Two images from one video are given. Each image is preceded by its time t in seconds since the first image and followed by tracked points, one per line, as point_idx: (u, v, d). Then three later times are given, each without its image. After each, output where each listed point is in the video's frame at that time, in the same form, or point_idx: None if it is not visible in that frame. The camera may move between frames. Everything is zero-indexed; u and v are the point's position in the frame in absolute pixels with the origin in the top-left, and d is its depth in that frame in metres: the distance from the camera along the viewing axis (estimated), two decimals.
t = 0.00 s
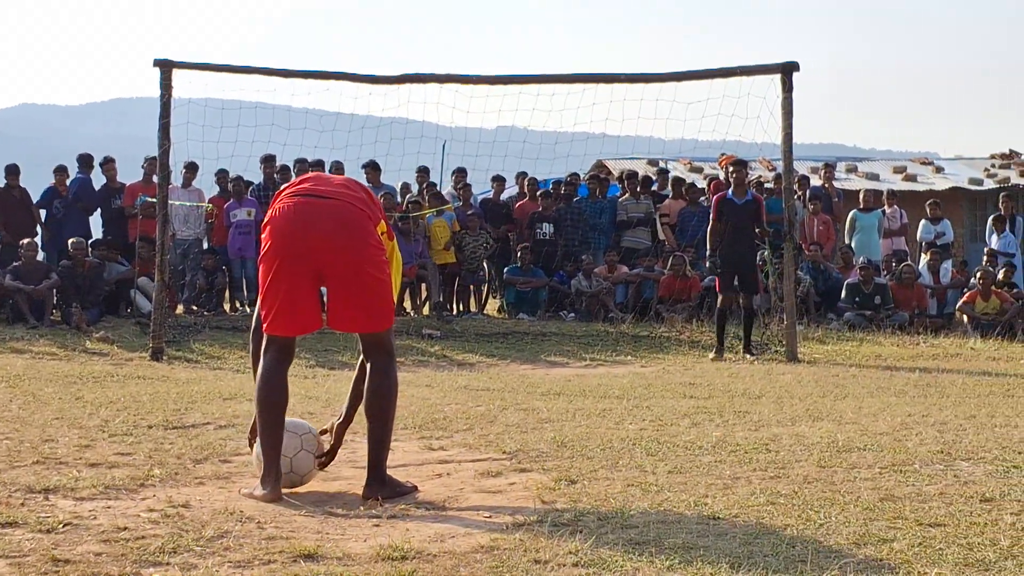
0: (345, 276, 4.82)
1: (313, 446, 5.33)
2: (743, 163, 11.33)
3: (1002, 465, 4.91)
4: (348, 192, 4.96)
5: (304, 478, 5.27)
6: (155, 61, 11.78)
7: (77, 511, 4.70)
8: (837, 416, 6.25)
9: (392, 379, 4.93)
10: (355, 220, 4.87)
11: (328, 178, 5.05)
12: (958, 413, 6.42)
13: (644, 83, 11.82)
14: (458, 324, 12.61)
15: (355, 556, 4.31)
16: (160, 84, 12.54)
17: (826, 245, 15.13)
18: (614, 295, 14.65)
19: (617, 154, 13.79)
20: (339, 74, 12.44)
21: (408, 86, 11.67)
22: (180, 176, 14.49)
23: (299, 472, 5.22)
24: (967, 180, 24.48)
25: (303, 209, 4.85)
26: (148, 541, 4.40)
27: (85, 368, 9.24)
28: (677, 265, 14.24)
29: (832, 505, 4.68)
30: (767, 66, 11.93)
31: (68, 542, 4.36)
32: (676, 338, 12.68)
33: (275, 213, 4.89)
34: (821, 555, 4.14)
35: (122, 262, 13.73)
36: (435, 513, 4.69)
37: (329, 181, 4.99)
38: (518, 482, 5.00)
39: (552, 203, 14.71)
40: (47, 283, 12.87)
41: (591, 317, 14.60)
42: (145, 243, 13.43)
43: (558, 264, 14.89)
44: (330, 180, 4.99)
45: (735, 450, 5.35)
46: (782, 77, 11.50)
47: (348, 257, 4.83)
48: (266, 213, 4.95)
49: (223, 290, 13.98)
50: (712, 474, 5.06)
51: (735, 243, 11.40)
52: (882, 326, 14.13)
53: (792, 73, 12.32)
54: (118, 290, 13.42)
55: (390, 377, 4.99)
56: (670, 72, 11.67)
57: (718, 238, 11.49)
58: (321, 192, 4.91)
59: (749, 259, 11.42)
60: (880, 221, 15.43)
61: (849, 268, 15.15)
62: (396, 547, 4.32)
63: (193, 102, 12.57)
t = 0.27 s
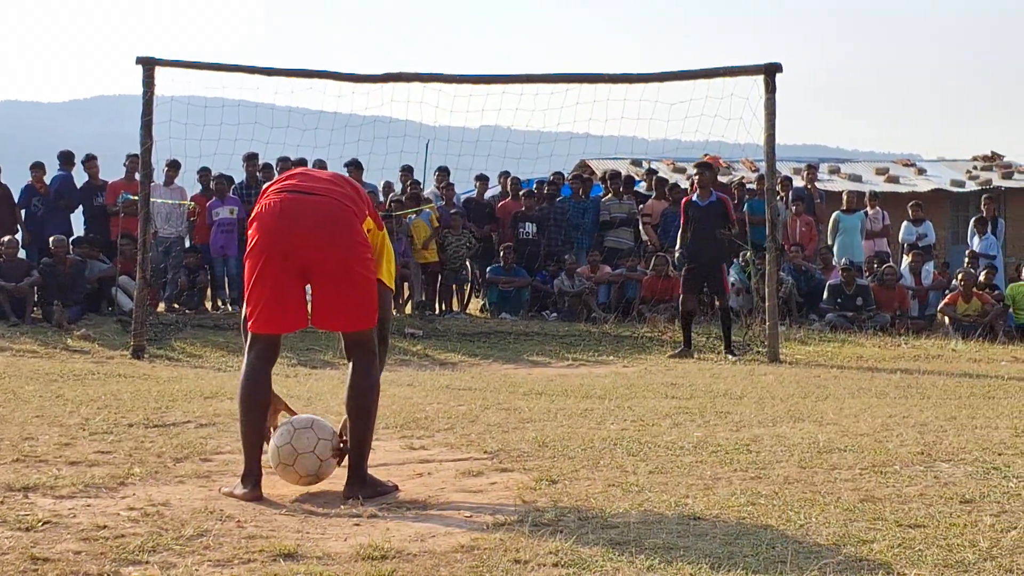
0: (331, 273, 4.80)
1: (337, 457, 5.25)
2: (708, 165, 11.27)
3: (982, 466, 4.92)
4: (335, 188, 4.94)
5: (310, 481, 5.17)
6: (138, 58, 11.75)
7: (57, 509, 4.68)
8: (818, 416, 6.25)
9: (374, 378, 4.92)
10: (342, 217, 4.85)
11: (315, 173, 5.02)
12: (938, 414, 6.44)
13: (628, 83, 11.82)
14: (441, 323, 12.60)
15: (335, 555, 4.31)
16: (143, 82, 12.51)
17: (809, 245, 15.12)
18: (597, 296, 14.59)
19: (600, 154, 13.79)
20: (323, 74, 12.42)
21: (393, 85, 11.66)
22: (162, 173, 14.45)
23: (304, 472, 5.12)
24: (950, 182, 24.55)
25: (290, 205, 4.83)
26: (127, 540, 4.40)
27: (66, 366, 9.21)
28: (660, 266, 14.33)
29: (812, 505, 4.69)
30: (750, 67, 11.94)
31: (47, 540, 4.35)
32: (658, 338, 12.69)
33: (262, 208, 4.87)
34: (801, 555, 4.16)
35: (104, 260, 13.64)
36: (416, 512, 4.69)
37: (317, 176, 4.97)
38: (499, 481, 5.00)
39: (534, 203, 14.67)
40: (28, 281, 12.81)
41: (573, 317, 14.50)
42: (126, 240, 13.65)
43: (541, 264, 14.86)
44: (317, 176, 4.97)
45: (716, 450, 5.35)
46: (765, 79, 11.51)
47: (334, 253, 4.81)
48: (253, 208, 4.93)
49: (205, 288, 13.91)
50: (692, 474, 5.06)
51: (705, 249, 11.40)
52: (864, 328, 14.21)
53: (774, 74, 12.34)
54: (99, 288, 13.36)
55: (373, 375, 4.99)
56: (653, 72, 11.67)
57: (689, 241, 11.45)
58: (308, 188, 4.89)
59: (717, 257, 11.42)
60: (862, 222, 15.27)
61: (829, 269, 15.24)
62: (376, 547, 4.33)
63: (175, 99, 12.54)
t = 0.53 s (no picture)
0: (321, 271, 4.80)
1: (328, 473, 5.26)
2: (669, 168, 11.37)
3: (966, 464, 4.93)
4: (326, 188, 4.94)
5: (304, 484, 5.14)
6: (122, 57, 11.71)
7: (41, 509, 4.67)
8: (802, 415, 6.26)
9: (361, 377, 4.92)
10: (333, 215, 4.85)
11: (305, 173, 5.03)
12: (923, 413, 6.43)
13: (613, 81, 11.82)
14: (426, 322, 12.60)
15: (319, 555, 4.32)
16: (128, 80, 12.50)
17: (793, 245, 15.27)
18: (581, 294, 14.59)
19: (585, 152, 13.79)
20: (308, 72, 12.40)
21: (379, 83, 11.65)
22: (146, 172, 14.43)
23: (302, 468, 5.10)
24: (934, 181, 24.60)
25: (281, 204, 4.83)
26: (111, 540, 4.40)
27: (50, 365, 9.19)
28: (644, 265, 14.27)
29: (797, 502, 4.70)
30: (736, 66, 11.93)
31: (30, 540, 4.34)
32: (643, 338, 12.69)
33: (254, 206, 4.87)
34: (786, 554, 4.18)
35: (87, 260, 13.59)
36: (400, 512, 4.70)
37: (309, 176, 4.97)
38: (484, 481, 5.00)
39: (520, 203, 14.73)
40: (10, 280, 12.81)
41: (558, 315, 14.51)
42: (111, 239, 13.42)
43: (526, 262, 14.87)
44: (309, 176, 4.97)
45: (701, 449, 5.36)
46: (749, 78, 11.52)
47: (324, 251, 4.81)
48: (245, 207, 4.92)
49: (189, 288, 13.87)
50: (677, 474, 5.06)
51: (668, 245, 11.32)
52: (849, 327, 14.26)
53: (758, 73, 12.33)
54: (83, 287, 13.36)
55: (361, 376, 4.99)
56: (637, 71, 11.67)
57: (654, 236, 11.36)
58: (300, 187, 4.89)
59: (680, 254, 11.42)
60: (848, 221, 15.33)
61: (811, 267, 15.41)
62: (361, 546, 4.34)
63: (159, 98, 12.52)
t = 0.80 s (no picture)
0: (318, 270, 4.79)
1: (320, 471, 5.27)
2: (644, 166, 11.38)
3: (960, 464, 4.92)
4: (326, 187, 4.93)
5: (296, 484, 5.15)
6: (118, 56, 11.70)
7: (35, 508, 4.67)
8: (796, 415, 6.25)
9: (357, 377, 4.92)
10: (332, 214, 4.84)
11: (307, 171, 5.02)
12: (916, 412, 6.43)
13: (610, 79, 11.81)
14: (420, 321, 12.57)
15: (313, 554, 4.33)
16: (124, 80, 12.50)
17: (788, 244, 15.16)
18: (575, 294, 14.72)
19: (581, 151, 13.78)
20: (305, 71, 12.40)
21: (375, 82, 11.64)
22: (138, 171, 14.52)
23: (293, 468, 5.11)
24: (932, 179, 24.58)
25: (280, 203, 4.82)
26: (105, 540, 4.40)
27: (46, 365, 9.19)
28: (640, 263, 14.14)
29: (791, 502, 4.70)
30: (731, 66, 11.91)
31: (25, 540, 4.35)
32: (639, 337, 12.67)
33: (253, 205, 4.87)
34: (780, 553, 4.19)
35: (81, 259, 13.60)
36: (394, 511, 4.70)
37: (310, 175, 4.96)
38: (477, 480, 4.99)
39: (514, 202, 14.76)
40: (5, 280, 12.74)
41: (552, 315, 14.65)
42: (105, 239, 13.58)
43: (520, 262, 14.95)
44: (310, 175, 4.96)
45: (694, 448, 5.35)
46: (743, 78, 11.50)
47: (322, 251, 4.80)
48: (245, 205, 4.92)
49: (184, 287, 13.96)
50: (670, 473, 5.06)
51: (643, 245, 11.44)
52: (844, 325, 14.18)
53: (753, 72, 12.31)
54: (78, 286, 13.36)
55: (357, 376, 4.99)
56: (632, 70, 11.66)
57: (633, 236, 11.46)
58: (299, 186, 4.88)
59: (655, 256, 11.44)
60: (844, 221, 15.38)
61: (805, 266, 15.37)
62: (355, 546, 4.35)
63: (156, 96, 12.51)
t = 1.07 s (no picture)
0: (313, 271, 4.79)
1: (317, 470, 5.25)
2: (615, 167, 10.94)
3: (959, 463, 4.91)
4: (320, 187, 4.93)
5: (293, 483, 5.14)
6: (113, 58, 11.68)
7: (33, 509, 4.68)
8: (792, 415, 6.23)
9: (356, 374, 4.93)
10: (327, 215, 4.84)
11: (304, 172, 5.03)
12: (913, 412, 6.40)
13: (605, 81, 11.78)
14: (418, 321, 12.61)
15: (311, 554, 4.34)
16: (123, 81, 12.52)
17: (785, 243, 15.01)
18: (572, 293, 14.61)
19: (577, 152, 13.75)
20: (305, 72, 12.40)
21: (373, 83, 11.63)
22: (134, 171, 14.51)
23: (290, 465, 5.10)
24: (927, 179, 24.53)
25: (274, 203, 4.83)
26: (103, 540, 4.41)
27: (43, 366, 9.19)
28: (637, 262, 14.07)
29: (789, 501, 4.70)
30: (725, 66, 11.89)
31: (23, 540, 4.37)
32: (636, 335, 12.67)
33: (248, 206, 4.88)
34: (778, 553, 4.19)
35: (77, 260, 13.56)
36: (392, 511, 4.70)
37: (305, 175, 4.97)
38: (475, 480, 4.99)
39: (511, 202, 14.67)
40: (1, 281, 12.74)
41: (549, 314, 14.58)
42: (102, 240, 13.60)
43: (516, 262, 14.93)
44: (305, 175, 4.97)
45: (692, 448, 5.34)
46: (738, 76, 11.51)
47: (317, 250, 4.80)
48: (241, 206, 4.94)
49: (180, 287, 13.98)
50: (669, 473, 5.05)
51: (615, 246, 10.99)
52: (840, 325, 14.23)
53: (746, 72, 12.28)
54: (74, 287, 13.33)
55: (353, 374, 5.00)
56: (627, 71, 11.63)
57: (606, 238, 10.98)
58: (293, 187, 4.89)
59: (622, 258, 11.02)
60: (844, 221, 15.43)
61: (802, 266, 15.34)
62: (353, 546, 4.36)
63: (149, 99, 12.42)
